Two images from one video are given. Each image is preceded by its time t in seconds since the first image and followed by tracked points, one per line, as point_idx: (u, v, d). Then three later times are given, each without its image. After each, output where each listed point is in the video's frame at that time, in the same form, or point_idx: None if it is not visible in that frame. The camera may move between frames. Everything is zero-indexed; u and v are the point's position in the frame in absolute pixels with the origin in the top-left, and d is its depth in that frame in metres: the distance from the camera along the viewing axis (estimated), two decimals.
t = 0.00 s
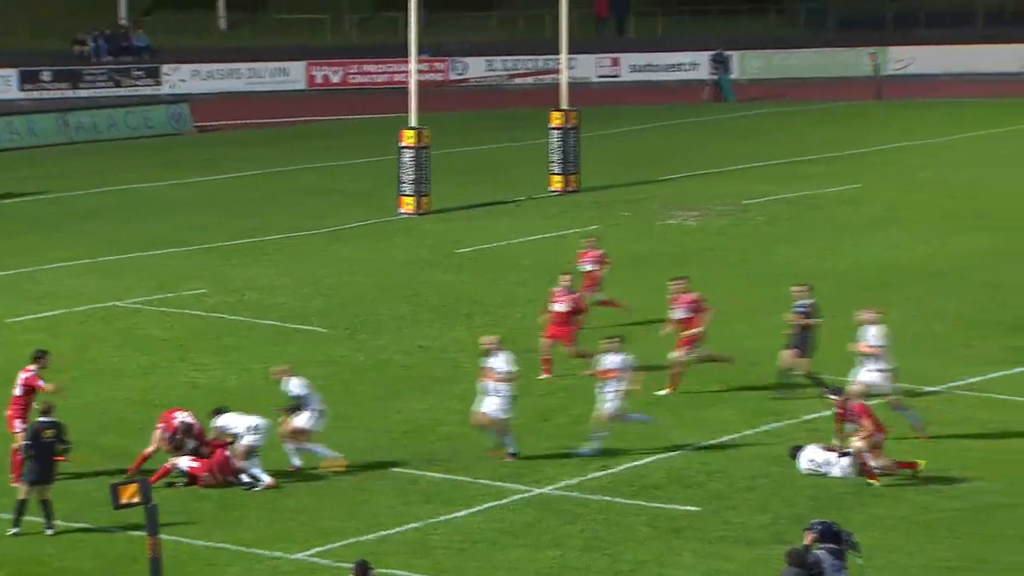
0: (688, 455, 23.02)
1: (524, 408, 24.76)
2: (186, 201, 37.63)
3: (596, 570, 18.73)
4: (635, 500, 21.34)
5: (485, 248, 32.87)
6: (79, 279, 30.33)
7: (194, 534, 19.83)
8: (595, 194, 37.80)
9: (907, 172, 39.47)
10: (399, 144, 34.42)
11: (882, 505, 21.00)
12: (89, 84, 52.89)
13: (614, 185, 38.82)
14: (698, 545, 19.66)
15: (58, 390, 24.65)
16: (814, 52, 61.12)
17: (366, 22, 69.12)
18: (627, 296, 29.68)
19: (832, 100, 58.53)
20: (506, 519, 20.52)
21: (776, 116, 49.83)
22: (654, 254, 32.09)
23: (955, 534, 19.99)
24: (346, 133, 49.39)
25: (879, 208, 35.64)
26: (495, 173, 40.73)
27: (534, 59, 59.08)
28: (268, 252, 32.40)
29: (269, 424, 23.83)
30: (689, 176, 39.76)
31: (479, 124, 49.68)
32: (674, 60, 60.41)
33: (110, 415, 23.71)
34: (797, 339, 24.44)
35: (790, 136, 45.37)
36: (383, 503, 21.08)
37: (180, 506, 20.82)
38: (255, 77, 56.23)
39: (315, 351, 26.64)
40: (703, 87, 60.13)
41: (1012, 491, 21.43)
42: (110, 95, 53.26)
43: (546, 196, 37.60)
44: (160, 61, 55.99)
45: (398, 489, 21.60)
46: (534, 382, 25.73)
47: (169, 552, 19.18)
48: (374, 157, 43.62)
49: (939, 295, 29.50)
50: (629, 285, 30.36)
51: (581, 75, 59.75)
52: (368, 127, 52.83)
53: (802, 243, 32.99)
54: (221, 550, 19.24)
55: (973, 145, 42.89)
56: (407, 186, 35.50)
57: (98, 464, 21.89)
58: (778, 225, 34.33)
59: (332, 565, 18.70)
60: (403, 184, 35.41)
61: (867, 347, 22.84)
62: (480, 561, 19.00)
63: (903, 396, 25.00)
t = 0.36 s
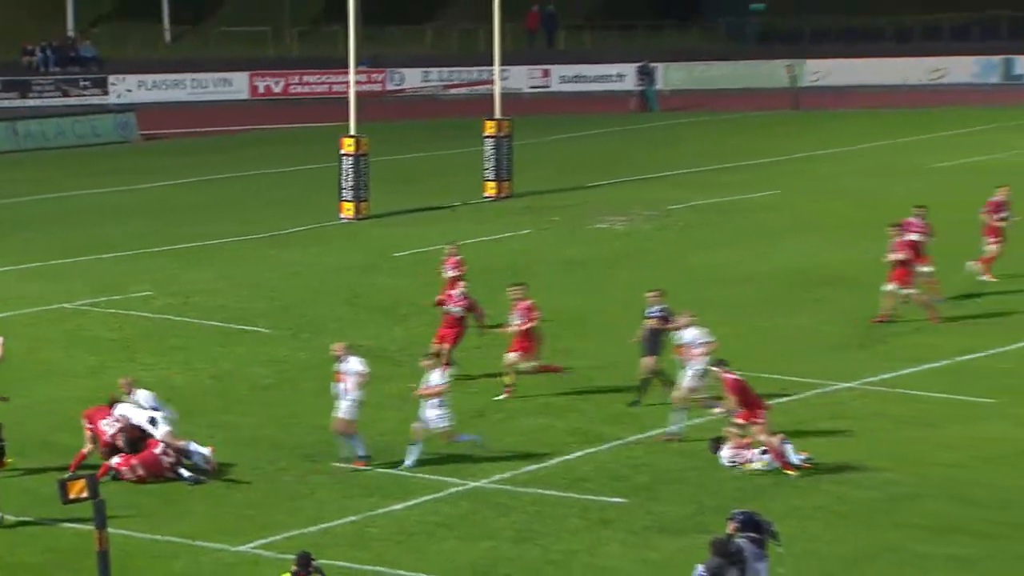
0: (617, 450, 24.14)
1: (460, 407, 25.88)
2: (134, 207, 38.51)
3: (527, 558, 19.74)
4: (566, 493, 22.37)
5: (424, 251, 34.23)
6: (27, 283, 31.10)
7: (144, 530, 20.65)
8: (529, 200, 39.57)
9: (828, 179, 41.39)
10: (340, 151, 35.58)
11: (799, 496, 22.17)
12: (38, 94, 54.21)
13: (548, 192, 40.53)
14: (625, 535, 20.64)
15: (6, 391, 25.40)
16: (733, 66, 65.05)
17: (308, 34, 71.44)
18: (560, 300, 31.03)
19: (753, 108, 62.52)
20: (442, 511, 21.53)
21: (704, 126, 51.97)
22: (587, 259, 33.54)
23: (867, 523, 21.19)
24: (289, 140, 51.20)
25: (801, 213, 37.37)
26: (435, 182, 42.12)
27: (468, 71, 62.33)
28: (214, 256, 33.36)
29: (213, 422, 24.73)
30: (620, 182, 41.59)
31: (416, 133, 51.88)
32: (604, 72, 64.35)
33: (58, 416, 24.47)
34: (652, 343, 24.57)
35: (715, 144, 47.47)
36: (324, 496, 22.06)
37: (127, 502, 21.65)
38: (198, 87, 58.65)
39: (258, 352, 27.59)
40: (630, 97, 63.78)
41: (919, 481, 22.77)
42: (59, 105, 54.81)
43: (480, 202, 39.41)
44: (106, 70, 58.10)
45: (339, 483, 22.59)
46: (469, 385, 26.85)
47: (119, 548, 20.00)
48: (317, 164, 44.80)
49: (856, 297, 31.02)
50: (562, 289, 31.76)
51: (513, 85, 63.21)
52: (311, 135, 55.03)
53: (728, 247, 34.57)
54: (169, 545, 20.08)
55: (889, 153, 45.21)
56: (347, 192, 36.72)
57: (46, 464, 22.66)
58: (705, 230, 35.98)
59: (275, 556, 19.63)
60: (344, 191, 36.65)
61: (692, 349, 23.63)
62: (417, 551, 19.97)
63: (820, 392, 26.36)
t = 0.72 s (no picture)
0: (565, 444, 25.41)
1: (417, 403, 27.16)
2: (100, 211, 39.66)
3: (481, 544, 20.88)
4: (518, 484, 23.53)
5: (381, 255, 35.92)
6: None
7: (115, 524, 21.67)
8: (481, 206, 41.44)
9: (767, 189, 43.57)
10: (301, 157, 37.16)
11: (739, 485, 23.44)
12: (12, 102, 57.85)
13: (497, 199, 42.56)
14: (574, 522, 21.77)
15: None
16: (670, 79, 74.76)
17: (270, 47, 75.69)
18: (511, 302, 32.60)
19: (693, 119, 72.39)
20: (399, 502, 22.67)
21: (647, 139, 54.65)
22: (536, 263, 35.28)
23: (802, 511, 22.45)
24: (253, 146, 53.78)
25: (742, 220, 39.21)
26: (393, 188, 43.77)
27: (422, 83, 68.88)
28: (178, 259, 34.55)
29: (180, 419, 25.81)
30: (566, 190, 43.93)
31: (371, 139, 54.81)
32: (555, 84, 72.88)
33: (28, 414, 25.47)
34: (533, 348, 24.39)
35: (657, 157, 50.04)
36: (287, 489, 23.20)
37: (98, 496, 22.65)
38: (166, 97, 64.18)
39: (222, 352, 28.72)
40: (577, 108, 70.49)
41: (850, 471, 24.13)
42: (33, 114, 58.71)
43: (435, 207, 41.19)
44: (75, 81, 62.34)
45: (301, 476, 23.74)
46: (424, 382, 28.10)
47: (91, 540, 21.01)
48: (279, 170, 46.41)
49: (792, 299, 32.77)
50: (513, 291, 33.39)
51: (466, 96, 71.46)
52: (276, 141, 58.51)
53: (671, 253, 36.46)
54: (140, 538, 21.10)
55: (821, 166, 47.81)
56: (308, 198, 38.21)
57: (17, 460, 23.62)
58: (648, 236, 38.01)
59: (239, 546, 20.71)
60: (304, 196, 38.16)
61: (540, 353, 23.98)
62: (375, 540, 21.08)
63: (758, 387, 27.85)
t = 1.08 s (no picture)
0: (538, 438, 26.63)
1: (397, 400, 28.39)
2: (92, 215, 40.92)
3: (459, 533, 22.00)
4: (494, 476, 24.70)
5: (364, 257, 37.21)
6: None
7: (110, 518, 22.73)
8: (461, 209, 42.76)
9: (736, 195, 45.08)
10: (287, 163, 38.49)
11: (705, 477, 24.63)
12: (8, 111, 59.86)
13: (476, 202, 43.92)
14: (547, 512, 22.91)
15: None
16: (644, 87, 76.98)
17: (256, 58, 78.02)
18: (489, 303, 33.94)
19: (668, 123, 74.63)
20: (381, 494, 23.86)
21: (620, 146, 56.34)
22: (514, 265, 36.64)
23: (765, 500, 23.64)
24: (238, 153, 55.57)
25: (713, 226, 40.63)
26: (375, 193, 45.06)
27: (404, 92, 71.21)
28: (169, 261, 35.78)
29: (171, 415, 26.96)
30: (542, 194, 45.41)
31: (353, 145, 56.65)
32: (529, 92, 75.32)
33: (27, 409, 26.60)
34: (461, 368, 25.98)
35: (629, 162, 51.68)
36: (273, 482, 24.38)
37: (93, 492, 23.78)
38: (158, 106, 65.97)
39: (211, 351, 29.91)
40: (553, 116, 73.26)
41: (811, 463, 25.36)
42: (29, 122, 60.62)
43: (416, 211, 42.48)
44: (71, 89, 64.32)
45: (287, 470, 24.93)
46: (404, 380, 29.31)
47: (87, 532, 22.08)
48: (265, 177, 47.71)
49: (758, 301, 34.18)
50: (492, 292, 34.72)
51: (446, 105, 73.79)
52: (262, 148, 60.49)
53: (643, 256, 37.85)
54: (133, 530, 22.19)
55: (787, 172, 49.50)
56: (293, 203, 39.51)
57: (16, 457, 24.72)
58: (621, 239, 39.46)
59: (227, 536, 21.86)
60: (290, 201, 39.44)
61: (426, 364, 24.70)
62: (359, 529, 22.24)
63: (723, 384, 29.18)
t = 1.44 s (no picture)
0: (548, 436, 27.79)
1: (412, 400, 29.60)
2: (118, 222, 42.30)
3: (472, 526, 23.08)
4: (505, 472, 25.85)
5: (379, 262, 38.48)
6: (26, 288, 34.75)
7: (136, 511, 23.81)
8: (473, 216, 44.02)
9: (739, 202, 46.32)
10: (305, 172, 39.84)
11: (708, 473, 25.76)
12: (41, 123, 61.74)
13: (488, 209, 45.17)
14: (556, 507, 24.03)
15: (11, 385, 28.77)
16: (650, 98, 78.42)
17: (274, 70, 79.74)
18: (500, 307, 35.15)
19: (670, 133, 76.05)
20: (397, 489, 24.97)
21: (628, 155, 57.80)
22: (524, 270, 37.85)
23: (766, 496, 24.75)
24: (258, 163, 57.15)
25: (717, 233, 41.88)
26: (389, 200, 46.39)
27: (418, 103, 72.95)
28: (192, 266, 37.09)
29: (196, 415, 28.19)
30: (552, 201, 46.67)
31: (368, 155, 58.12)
32: (539, 104, 76.71)
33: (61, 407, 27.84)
34: (440, 372, 27.29)
35: (636, 171, 53.03)
36: (294, 478, 25.53)
37: (124, 487, 24.95)
38: (183, 117, 68.45)
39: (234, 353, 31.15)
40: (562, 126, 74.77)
41: (811, 460, 26.48)
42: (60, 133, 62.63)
43: (429, 218, 43.73)
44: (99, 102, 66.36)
45: (308, 466, 26.10)
46: (419, 380, 30.53)
47: (118, 523, 23.19)
48: (283, 186, 49.16)
49: (761, 306, 35.37)
50: (503, 296, 35.94)
51: (459, 116, 75.19)
52: (282, 158, 62.20)
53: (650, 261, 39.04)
54: (159, 524, 23.19)
55: (788, 179, 50.79)
56: (312, 210, 40.88)
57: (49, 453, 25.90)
58: (627, 243, 40.67)
59: (249, 530, 22.91)
60: (310, 208, 40.77)
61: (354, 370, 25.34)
62: (376, 522, 23.31)
63: (725, 384, 30.34)
